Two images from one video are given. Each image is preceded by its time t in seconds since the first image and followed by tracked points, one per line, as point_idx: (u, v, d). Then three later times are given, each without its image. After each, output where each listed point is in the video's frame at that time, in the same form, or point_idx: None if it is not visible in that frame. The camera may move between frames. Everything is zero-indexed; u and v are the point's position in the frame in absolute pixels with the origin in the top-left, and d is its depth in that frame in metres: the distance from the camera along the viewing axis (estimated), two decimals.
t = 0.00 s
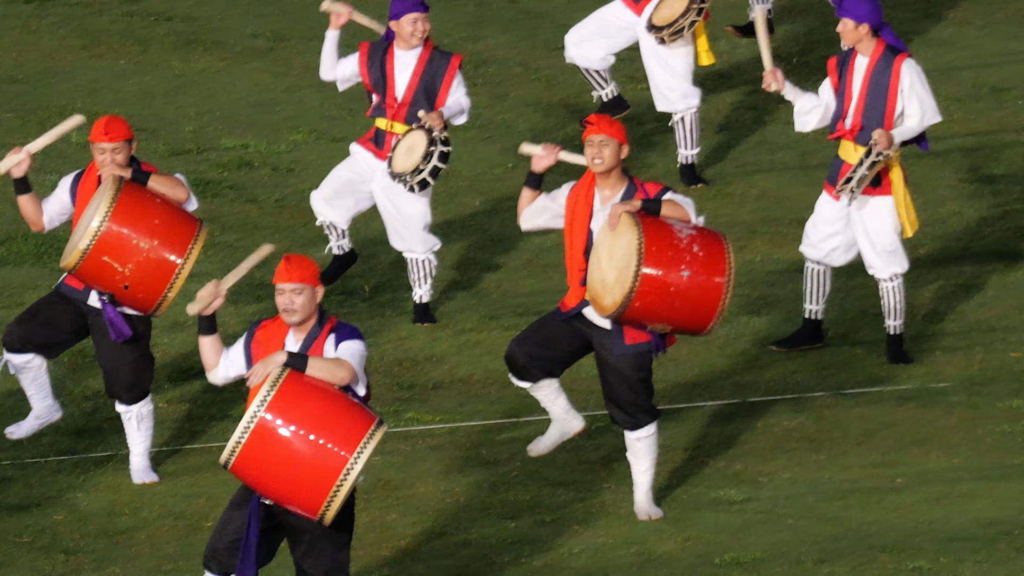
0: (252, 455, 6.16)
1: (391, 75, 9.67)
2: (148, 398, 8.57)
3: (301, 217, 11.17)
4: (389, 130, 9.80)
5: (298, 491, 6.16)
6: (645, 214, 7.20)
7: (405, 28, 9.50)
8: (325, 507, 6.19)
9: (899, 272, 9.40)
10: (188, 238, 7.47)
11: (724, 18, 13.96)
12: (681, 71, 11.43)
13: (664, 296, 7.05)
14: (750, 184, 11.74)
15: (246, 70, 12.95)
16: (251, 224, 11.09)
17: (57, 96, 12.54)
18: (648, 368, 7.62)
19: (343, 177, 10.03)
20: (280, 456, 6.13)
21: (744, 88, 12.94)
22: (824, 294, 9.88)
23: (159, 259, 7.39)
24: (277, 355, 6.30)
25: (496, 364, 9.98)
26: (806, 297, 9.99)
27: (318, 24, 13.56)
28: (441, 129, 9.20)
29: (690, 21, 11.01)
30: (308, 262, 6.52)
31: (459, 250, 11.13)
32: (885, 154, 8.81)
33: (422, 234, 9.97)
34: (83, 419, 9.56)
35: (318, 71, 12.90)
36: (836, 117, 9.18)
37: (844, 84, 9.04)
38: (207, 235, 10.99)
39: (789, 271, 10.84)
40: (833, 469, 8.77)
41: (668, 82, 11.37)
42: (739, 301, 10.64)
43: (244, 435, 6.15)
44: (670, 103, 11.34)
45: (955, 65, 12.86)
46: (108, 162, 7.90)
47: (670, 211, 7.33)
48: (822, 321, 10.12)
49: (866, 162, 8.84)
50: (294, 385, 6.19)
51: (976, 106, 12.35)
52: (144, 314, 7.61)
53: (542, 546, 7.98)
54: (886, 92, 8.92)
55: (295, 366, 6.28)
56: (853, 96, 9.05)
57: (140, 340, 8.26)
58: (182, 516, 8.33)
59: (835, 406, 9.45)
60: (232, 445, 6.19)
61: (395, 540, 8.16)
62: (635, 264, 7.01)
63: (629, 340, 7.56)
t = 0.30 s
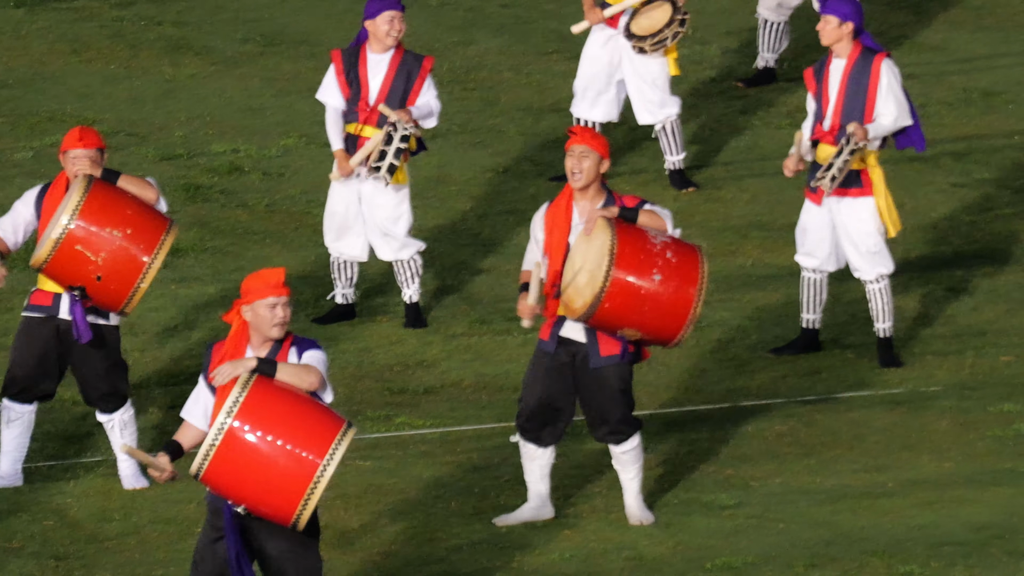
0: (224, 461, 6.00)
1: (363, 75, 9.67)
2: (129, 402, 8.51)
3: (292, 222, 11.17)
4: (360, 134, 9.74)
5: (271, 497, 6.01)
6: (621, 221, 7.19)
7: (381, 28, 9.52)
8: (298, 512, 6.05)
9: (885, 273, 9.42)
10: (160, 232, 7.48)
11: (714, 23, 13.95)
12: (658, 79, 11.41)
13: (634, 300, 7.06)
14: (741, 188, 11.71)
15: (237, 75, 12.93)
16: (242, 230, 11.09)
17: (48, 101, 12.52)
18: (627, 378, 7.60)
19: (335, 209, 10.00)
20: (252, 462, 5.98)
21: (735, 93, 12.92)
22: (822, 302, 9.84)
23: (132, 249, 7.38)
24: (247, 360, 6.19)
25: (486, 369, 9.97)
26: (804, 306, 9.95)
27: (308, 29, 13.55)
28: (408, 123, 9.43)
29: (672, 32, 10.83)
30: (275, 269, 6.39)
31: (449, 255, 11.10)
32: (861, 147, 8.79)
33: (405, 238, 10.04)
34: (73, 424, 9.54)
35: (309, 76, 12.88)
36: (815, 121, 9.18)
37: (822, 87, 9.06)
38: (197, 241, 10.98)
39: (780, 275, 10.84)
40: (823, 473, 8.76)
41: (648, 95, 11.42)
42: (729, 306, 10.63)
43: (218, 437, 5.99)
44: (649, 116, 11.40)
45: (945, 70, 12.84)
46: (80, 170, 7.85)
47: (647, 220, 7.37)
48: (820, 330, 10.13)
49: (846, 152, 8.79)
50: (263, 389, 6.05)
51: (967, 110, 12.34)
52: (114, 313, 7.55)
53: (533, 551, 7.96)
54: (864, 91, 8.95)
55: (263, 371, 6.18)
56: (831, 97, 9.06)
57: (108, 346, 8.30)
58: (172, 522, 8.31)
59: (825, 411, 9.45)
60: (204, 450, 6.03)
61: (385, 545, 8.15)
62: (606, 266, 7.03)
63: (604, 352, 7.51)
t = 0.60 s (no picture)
0: (211, 468, 5.98)
1: (356, 83, 9.65)
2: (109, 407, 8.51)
3: (282, 228, 11.15)
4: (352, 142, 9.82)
5: (262, 503, 6.04)
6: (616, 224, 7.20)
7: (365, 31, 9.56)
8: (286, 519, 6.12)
9: (875, 275, 9.44)
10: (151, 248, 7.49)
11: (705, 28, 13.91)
12: (647, 79, 11.38)
13: (628, 303, 7.08)
14: (731, 195, 11.67)
15: (226, 82, 12.91)
16: (232, 236, 11.06)
17: (38, 108, 12.50)
18: (606, 378, 7.58)
19: (325, 216, 10.07)
20: (243, 469, 5.98)
21: (725, 98, 12.88)
22: (812, 307, 9.84)
23: (124, 265, 7.39)
24: (233, 365, 6.17)
25: (476, 375, 9.97)
26: (793, 311, 9.94)
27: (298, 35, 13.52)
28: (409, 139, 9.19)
29: (653, 30, 10.74)
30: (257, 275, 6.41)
31: (438, 260, 11.09)
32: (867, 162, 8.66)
33: (394, 245, 10.06)
34: (63, 431, 9.53)
35: (299, 83, 12.86)
36: (799, 125, 9.21)
37: (805, 90, 9.08)
38: (186, 246, 10.94)
39: (769, 281, 10.83)
40: (813, 479, 8.76)
41: (639, 94, 11.39)
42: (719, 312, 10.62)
43: (207, 446, 5.96)
44: (642, 117, 11.40)
45: (935, 75, 12.80)
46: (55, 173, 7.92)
47: (641, 225, 7.43)
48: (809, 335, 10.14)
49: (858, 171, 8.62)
50: (253, 397, 6.05)
51: (957, 116, 12.29)
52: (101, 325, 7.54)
53: (523, 557, 7.96)
54: (847, 95, 8.96)
55: (250, 377, 6.16)
56: (814, 101, 9.09)
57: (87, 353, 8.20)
58: (161, 528, 8.30)
59: (815, 417, 9.46)
60: (192, 458, 6.00)
61: (374, 552, 8.14)
62: (605, 269, 7.02)
63: (583, 352, 7.50)
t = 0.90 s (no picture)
0: (215, 497, 6.20)
1: (356, 109, 9.63)
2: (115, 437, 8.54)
3: (268, 259, 11.05)
4: (350, 170, 9.72)
5: (264, 534, 6.22)
6: (614, 261, 7.40)
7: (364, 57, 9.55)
8: (288, 551, 6.27)
9: (866, 308, 9.38)
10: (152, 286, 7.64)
11: (693, 56, 13.69)
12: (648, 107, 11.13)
13: (634, 342, 7.25)
14: (719, 224, 11.57)
15: (214, 113, 12.82)
16: (219, 267, 10.98)
17: (25, 140, 12.44)
18: (617, 411, 7.74)
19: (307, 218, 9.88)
20: (246, 498, 6.18)
21: (714, 127, 12.75)
22: (804, 334, 9.78)
23: (124, 307, 7.56)
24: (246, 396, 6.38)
25: (464, 407, 9.93)
26: (786, 338, 9.87)
27: (287, 64, 13.42)
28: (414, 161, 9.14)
29: (658, 61, 10.36)
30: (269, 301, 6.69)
31: (425, 290, 11.03)
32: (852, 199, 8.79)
33: (388, 275, 9.97)
34: (50, 463, 9.47)
35: (287, 113, 12.78)
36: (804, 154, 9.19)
37: (812, 121, 9.06)
38: (174, 277, 10.88)
39: (758, 311, 10.78)
40: (802, 510, 8.75)
41: (637, 121, 11.12)
42: (708, 342, 10.57)
43: (212, 475, 6.18)
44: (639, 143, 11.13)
45: (922, 106, 12.55)
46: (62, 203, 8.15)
47: (640, 256, 7.52)
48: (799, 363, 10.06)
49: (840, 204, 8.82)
50: (260, 428, 6.27)
51: (944, 147, 12.06)
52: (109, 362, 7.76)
53: None
54: (851, 130, 8.93)
55: (262, 409, 6.38)
56: (820, 132, 9.06)
57: (102, 391, 8.30)
58: (148, 561, 8.26)
59: (804, 449, 9.44)
60: (196, 485, 6.21)
61: None
62: (604, 311, 7.22)
63: (598, 384, 7.65)
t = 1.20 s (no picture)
0: (187, 511, 6.52)
1: (322, 136, 9.63)
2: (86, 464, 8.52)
3: (240, 281, 10.99)
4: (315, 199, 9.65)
5: (235, 549, 6.52)
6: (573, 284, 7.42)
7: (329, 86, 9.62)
8: (261, 566, 6.57)
9: (839, 328, 9.29)
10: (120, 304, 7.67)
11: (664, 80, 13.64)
12: (619, 140, 11.12)
13: (592, 363, 7.27)
14: (692, 246, 11.57)
15: (184, 134, 12.71)
16: (191, 290, 10.94)
17: None
18: (592, 437, 7.76)
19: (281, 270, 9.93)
20: (216, 513, 6.49)
21: (688, 150, 12.73)
22: (785, 352, 9.77)
23: (92, 325, 7.58)
24: (222, 415, 6.71)
25: (437, 429, 9.92)
26: (770, 356, 9.88)
27: (258, 86, 13.33)
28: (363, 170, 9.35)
29: (626, 83, 10.69)
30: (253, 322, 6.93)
31: (397, 312, 11.00)
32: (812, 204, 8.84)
33: (353, 303, 9.95)
34: (21, 486, 9.44)
35: (260, 133, 12.71)
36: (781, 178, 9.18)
37: (787, 144, 9.07)
38: (145, 300, 10.85)
39: (731, 333, 10.77)
40: (774, 532, 8.77)
41: (604, 156, 11.09)
42: (681, 365, 10.57)
43: (183, 489, 6.51)
44: (605, 180, 11.10)
45: (895, 128, 12.57)
46: (39, 225, 8.13)
47: (601, 277, 7.63)
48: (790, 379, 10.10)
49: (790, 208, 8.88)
50: (233, 446, 6.57)
51: (918, 168, 12.12)
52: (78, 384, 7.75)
53: None
54: (826, 148, 8.95)
55: (236, 427, 6.70)
56: (795, 155, 9.07)
57: (73, 415, 8.23)
58: None
59: (776, 470, 9.45)
60: (170, 502, 6.55)
61: None
62: (560, 332, 7.24)
63: (571, 409, 7.69)
